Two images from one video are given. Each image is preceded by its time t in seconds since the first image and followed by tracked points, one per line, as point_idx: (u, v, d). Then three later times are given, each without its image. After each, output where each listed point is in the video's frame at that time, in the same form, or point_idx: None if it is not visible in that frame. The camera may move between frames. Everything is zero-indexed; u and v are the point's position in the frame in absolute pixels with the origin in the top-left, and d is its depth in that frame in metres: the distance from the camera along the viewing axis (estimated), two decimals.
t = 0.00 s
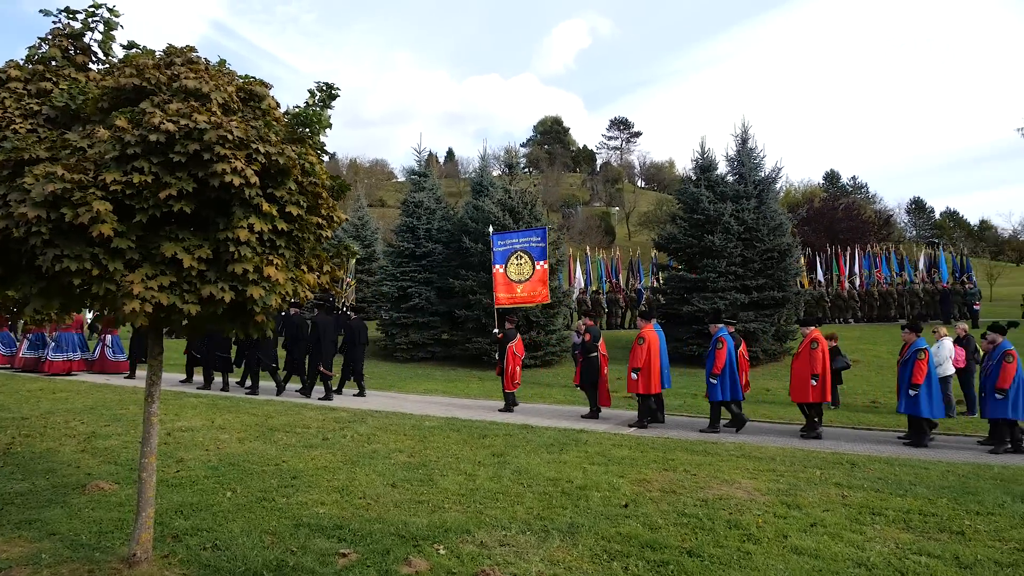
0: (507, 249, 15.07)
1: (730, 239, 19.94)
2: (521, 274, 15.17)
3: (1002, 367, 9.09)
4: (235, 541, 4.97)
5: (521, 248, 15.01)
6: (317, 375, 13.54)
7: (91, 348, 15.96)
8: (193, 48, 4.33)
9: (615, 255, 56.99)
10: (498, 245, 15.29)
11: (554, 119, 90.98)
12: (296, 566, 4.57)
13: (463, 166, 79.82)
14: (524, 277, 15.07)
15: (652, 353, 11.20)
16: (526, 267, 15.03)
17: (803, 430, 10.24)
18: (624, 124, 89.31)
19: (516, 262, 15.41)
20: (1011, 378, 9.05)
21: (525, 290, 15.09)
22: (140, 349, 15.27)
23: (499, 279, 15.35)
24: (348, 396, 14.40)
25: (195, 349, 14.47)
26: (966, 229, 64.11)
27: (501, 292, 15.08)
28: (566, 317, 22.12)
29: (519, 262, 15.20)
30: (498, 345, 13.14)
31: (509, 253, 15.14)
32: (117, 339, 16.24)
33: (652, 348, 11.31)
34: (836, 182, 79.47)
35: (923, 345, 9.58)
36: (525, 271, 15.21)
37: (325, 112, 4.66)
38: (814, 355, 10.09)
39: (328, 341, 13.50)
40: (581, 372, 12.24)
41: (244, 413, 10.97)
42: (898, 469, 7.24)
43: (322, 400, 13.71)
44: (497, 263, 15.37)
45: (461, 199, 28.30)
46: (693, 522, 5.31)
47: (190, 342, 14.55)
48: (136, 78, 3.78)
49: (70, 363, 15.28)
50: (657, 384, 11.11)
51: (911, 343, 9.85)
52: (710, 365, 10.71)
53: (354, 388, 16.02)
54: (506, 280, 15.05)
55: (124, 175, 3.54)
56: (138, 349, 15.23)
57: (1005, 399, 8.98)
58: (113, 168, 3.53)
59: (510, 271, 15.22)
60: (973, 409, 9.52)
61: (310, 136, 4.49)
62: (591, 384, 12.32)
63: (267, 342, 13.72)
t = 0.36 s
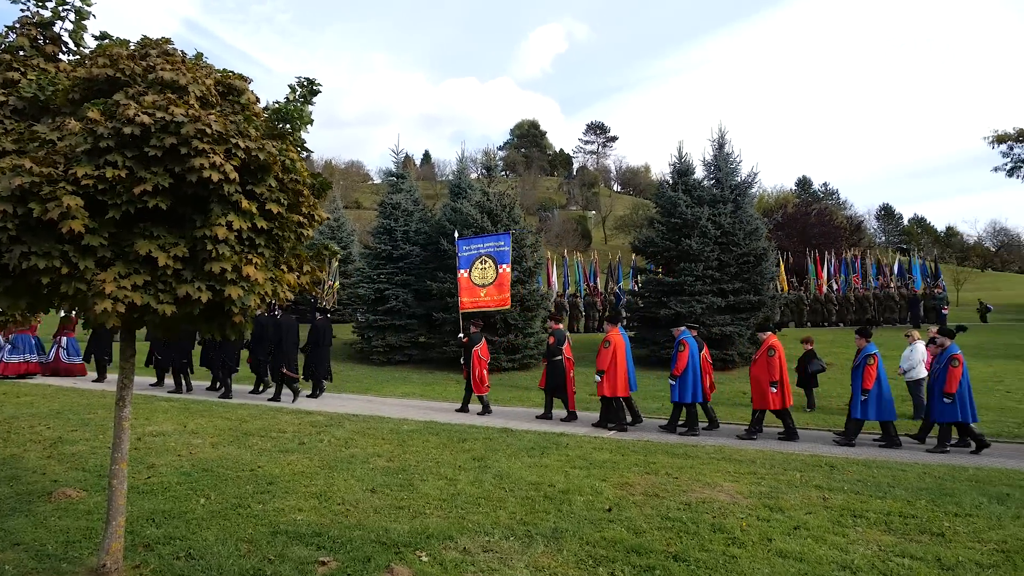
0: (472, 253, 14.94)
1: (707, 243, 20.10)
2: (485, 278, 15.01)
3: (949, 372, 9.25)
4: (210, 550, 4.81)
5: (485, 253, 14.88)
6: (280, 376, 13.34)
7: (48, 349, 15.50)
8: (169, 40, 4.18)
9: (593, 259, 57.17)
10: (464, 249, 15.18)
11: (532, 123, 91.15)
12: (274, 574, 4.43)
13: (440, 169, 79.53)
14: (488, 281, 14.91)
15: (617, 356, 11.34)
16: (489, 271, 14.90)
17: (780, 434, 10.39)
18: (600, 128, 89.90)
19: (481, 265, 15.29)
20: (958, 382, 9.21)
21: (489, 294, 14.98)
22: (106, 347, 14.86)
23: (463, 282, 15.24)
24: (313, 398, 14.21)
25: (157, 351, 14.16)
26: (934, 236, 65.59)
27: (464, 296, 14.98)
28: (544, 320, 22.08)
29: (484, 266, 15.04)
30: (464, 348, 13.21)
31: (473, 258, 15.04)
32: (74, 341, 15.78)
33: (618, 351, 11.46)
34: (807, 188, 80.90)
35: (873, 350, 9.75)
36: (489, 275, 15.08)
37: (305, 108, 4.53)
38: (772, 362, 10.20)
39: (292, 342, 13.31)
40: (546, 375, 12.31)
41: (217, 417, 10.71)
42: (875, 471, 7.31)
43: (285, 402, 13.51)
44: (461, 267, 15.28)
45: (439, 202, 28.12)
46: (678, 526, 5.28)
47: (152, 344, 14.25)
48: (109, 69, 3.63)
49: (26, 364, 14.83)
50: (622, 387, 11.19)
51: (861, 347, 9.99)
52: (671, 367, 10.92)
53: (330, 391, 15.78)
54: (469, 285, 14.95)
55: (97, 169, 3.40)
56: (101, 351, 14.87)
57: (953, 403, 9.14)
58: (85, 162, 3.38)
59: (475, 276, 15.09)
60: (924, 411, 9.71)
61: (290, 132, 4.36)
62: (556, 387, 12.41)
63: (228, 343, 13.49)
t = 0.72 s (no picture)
0: (438, 253, 14.82)
1: (685, 247, 20.23)
2: (451, 278, 14.91)
3: (902, 373, 9.50)
4: (185, 561, 4.61)
5: (451, 253, 14.77)
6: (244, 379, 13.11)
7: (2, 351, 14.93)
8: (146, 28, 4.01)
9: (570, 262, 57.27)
10: (430, 250, 15.03)
11: (509, 126, 91.21)
12: None
13: (417, 170, 79.07)
14: (455, 281, 14.79)
15: (588, 358, 11.40)
16: (455, 272, 14.78)
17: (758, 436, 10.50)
18: (576, 132, 90.24)
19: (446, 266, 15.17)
20: (910, 383, 9.45)
21: (454, 295, 14.84)
22: (62, 349, 14.36)
23: (429, 283, 15.08)
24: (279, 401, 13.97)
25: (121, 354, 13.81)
26: (902, 241, 66.97)
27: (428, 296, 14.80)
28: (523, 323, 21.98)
29: (451, 266, 14.93)
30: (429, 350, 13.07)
31: (439, 258, 14.91)
32: (29, 343, 15.21)
33: (587, 353, 11.50)
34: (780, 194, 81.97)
35: (827, 351, 10.27)
36: (454, 275, 14.96)
37: (288, 102, 4.38)
38: (731, 363, 10.55)
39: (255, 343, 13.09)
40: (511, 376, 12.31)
41: (190, 422, 10.42)
42: (857, 474, 7.35)
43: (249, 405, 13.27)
44: (428, 268, 15.11)
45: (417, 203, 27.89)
46: (667, 531, 5.23)
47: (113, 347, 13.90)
48: (83, 56, 3.46)
49: None
50: (590, 388, 11.23)
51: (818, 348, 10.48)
52: (640, 367, 10.94)
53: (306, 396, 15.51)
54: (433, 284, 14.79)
55: (68, 162, 3.23)
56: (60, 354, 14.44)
57: (904, 404, 9.41)
58: (57, 153, 3.22)
59: (442, 276, 14.97)
60: (881, 411, 9.98)
61: (273, 127, 4.21)
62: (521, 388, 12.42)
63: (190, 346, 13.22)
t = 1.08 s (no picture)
0: (405, 256, 14.70)
1: (664, 250, 20.30)
2: (418, 281, 14.79)
3: (857, 375, 9.72)
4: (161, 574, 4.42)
5: (418, 257, 14.65)
6: (207, 382, 12.84)
7: None
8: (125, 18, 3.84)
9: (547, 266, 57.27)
10: (397, 253, 14.89)
11: (486, 129, 91.08)
12: None
13: (394, 172, 78.60)
14: (422, 285, 14.67)
15: (554, 364, 11.37)
16: (423, 276, 14.66)
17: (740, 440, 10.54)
18: (553, 136, 90.51)
19: (414, 270, 15.04)
20: (866, 385, 9.67)
21: (422, 298, 14.72)
22: (17, 353, 13.96)
23: (395, 286, 14.91)
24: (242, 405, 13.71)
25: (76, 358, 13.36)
26: (872, 247, 68.28)
27: (396, 300, 14.64)
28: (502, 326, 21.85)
29: (418, 270, 14.81)
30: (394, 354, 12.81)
31: (406, 261, 14.79)
32: None
33: (552, 358, 11.44)
34: (753, 200, 83.07)
35: (789, 355, 10.21)
36: (422, 279, 14.83)
37: (273, 98, 4.24)
38: (696, 367, 10.45)
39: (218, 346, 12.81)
40: (478, 381, 12.40)
41: (164, 427, 10.13)
42: (840, 477, 7.39)
43: (212, 409, 13.00)
44: (394, 271, 14.96)
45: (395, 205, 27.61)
46: (657, 538, 5.17)
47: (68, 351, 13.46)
48: (60, 47, 3.30)
49: None
50: (557, 392, 11.37)
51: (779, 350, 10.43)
52: (610, 373, 10.86)
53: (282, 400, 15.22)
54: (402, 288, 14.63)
55: (43, 156, 3.07)
56: (18, 358, 13.99)
57: (861, 406, 9.62)
58: (31, 147, 3.05)
59: (408, 279, 14.79)
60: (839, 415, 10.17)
61: (258, 124, 4.07)
62: (486, 391, 12.55)
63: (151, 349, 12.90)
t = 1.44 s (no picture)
0: (374, 257, 14.52)
1: (647, 253, 20.37)
2: (389, 283, 14.61)
3: (820, 376, 9.91)
4: None
5: (388, 258, 14.51)
6: (172, 385, 12.57)
7: None
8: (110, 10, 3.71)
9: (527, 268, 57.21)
10: (368, 253, 14.69)
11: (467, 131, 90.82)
12: None
13: (374, 174, 78.10)
14: (393, 285, 14.48)
15: (523, 362, 11.52)
16: (394, 276, 14.49)
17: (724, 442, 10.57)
18: (534, 139, 90.59)
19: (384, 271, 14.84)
20: (829, 386, 9.88)
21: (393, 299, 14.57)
22: None
23: (366, 287, 14.67)
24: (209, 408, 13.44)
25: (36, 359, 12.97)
26: (847, 251, 69.28)
27: (367, 300, 14.40)
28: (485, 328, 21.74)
29: (388, 270, 14.64)
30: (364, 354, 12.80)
31: (377, 262, 14.59)
32: None
33: (523, 358, 11.56)
34: (732, 204, 83.83)
35: (756, 356, 10.44)
36: (393, 279, 14.65)
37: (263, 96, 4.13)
38: (664, 365, 10.57)
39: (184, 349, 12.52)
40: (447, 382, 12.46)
41: (142, 432, 9.89)
42: (827, 480, 7.42)
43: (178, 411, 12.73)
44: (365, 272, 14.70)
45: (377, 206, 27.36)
46: (649, 544, 5.13)
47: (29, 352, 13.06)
48: (42, 38, 3.17)
49: None
50: (526, 392, 11.40)
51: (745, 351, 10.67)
52: (578, 374, 10.91)
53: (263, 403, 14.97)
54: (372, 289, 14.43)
55: (26, 152, 2.94)
56: None
57: (822, 405, 9.81)
58: (12, 141, 2.93)
59: (379, 280, 14.58)
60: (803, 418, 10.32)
61: (248, 122, 3.96)
62: (455, 394, 12.56)
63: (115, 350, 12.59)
